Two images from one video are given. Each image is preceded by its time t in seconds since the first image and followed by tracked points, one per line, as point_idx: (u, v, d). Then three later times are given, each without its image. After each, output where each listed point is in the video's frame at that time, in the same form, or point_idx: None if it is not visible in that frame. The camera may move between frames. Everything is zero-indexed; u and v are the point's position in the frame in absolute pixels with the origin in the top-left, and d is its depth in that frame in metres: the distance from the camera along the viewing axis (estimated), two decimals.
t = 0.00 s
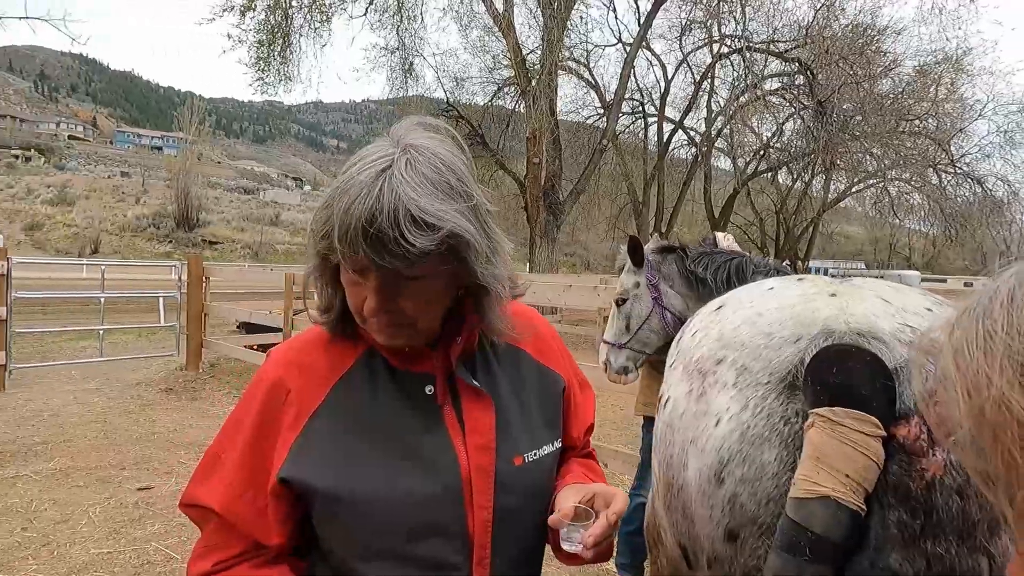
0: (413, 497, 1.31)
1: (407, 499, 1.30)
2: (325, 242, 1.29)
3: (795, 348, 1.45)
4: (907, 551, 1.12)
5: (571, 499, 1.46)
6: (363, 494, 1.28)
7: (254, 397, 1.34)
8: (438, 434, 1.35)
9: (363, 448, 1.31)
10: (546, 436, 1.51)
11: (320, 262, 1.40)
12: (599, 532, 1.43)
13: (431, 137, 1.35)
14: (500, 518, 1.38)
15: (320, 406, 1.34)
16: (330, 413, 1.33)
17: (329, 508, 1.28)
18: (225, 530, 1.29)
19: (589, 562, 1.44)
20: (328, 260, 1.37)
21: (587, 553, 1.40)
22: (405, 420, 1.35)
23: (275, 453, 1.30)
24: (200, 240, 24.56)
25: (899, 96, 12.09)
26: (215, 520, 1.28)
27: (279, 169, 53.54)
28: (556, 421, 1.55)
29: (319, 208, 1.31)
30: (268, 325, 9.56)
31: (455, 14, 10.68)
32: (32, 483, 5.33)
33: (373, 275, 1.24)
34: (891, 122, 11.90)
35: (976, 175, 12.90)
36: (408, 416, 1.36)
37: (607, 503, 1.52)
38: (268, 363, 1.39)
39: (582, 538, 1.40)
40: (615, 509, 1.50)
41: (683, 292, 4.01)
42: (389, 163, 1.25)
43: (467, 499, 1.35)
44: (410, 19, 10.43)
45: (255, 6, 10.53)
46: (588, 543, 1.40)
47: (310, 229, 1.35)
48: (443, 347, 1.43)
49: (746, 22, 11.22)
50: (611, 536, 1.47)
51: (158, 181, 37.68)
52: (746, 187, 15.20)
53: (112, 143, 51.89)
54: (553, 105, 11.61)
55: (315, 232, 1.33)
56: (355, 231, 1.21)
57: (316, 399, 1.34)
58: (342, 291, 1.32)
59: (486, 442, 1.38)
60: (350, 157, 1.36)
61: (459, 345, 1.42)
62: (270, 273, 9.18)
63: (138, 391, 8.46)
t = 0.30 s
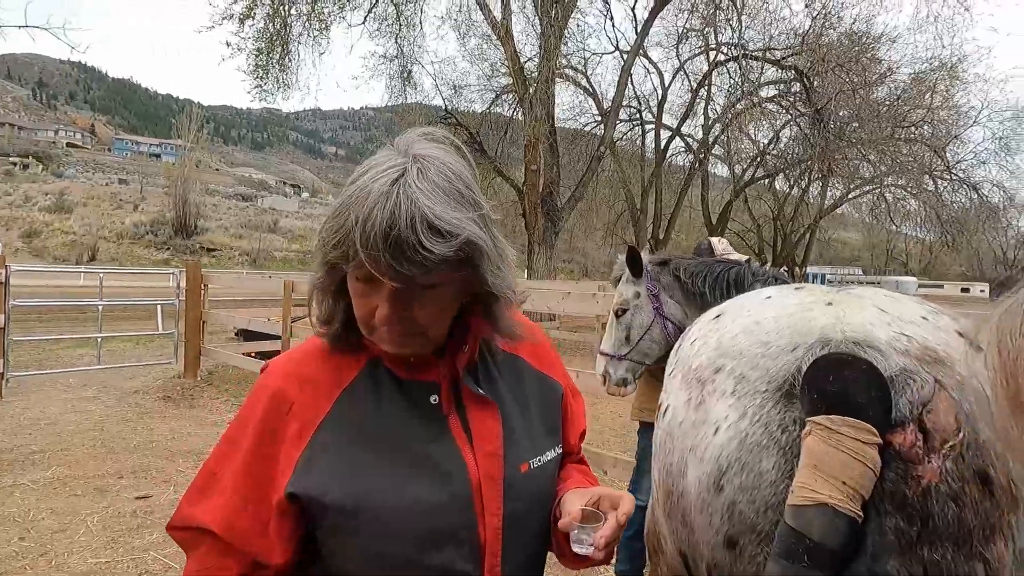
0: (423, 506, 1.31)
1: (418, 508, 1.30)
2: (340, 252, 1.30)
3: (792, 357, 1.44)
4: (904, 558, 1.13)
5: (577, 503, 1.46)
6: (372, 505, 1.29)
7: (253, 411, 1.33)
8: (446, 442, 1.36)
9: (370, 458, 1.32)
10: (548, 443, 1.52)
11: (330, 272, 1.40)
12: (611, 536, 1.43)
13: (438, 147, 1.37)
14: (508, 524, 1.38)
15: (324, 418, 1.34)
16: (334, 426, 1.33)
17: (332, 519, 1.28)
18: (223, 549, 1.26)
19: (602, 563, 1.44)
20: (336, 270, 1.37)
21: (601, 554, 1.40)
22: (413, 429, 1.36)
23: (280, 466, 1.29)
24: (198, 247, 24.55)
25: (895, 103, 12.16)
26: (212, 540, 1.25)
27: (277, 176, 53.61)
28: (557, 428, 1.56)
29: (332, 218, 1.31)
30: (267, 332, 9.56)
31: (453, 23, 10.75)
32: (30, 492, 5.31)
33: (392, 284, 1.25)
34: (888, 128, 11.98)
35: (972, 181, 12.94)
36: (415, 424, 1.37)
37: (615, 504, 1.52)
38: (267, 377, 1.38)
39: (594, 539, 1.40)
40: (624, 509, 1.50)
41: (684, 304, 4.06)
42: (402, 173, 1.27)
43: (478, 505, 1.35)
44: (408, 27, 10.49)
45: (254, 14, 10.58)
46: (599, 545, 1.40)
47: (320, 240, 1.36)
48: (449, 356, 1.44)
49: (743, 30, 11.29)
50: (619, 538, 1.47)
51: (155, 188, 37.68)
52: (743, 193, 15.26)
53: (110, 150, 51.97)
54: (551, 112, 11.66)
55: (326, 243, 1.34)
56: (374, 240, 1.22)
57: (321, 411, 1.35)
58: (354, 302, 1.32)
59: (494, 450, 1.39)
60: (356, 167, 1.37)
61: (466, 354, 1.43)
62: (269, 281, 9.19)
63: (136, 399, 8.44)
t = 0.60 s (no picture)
0: (366, 515, 1.30)
1: (357, 517, 1.29)
2: (323, 249, 1.26)
3: (701, 349, 1.52)
4: (804, 531, 1.22)
5: (517, 496, 1.49)
6: (313, 517, 1.26)
7: (164, 439, 1.25)
8: (382, 450, 1.36)
9: (295, 476, 1.28)
10: (478, 441, 1.55)
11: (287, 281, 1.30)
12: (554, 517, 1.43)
13: (356, 142, 1.46)
14: (452, 524, 1.40)
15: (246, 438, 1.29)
16: (258, 443, 1.29)
17: (257, 541, 1.23)
18: None
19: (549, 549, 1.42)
20: (289, 275, 1.31)
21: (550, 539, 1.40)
22: (350, 435, 1.35)
23: (204, 494, 1.23)
24: (122, 259, 23.17)
25: (813, 104, 12.89)
26: None
27: (207, 184, 51.31)
28: (484, 428, 1.60)
29: (302, 219, 1.26)
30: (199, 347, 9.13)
31: (387, 26, 10.61)
32: None
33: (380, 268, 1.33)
34: (808, 129, 12.68)
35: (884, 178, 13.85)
36: (347, 431, 1.35)
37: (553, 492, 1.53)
38: (175, 400, 1.30)
39: (541, 525, 1.39)
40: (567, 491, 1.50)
41: (616, 303, 4.16)
42: (356, 163, 1.35)
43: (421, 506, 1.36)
44: (340, 30, 10.27)
45: (175, 14, 10.09)
46: (548, 529, 1.40)
47: (283, 247, 1.27)
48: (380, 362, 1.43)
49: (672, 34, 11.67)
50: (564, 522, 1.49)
51: (71, 199, 35.28)
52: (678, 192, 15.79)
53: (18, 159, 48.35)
54: (489, 115, 11.68)
55: (293, 246, 1.27)
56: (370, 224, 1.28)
57: (245, 428, 1.30)
58: (334, 299, 1.30)
59: (431, 452, 1.41)
60: (293, 169, 1.33)
61: (403, 357, 1.46)
62: (200, 293, 8.77)
63: (53, 425, 7.87)
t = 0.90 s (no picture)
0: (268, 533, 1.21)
1: (255, 539, 1.20)
2: (251, 229, 1.18)
3: (597, 340, 1.69)
4: (693, 505, 1.38)
5: (423, 491, 1.51)
6: (211, 538, 1.17)
7: None
8: (278, 462, 1.29)
9: (178, 505, 1.16)
10: (373, 443, 1.54)
11: (205, 277, 1.15)
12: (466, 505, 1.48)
13: (196, 126, 1.33)
14: (362, 526, 1.39)
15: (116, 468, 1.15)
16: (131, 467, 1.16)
17: None
18: None
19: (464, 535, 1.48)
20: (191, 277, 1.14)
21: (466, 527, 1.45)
22: (239, 450, 1.26)
23: (60, 537, 1.08)
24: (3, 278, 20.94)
25: (717, 103, 13.63)
26: None
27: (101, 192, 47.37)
28: (374, 428, 1.59)
29: (221, 201, 1.14)
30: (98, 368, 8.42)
31: (295, 23, 10.21)
32: None
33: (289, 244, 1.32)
34: (713, 126, 13.40)
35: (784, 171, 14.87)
36: (237, 441, 1.27)
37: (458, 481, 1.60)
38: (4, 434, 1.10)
39: (457, 514, 1.43)
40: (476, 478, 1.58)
41: (534, 293, 4.22)
42: (234, 141, 1.27)
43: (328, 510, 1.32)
44: (243, 27, 9.78)
45: (53, 8, 9.21)
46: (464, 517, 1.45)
47: (203, 236, 1.12)
48: (265, 368, 1.37)
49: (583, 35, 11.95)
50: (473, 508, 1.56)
51: None
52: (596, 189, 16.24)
53: None
54: (406, 115, 11.50)
55: (213, 233, 1.14)
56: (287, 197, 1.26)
57: (112, 452, 1.15)
58: (266, 282, 1.24)
59: (332, 456, 1.38)
60: (170, 155, 1.16)
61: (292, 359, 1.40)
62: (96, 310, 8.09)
63: None
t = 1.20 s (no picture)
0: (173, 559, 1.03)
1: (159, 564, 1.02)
2: (152, 213, 0.98)
3: (521, 336, 1.88)
4: (612, 491, 1.61)
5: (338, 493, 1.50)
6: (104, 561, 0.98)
7: None
8: (182, 475, 1.11)
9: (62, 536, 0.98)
10: (272, 453, 1.41)
11: (86, 267, 0.94)
12: (381, 494, 1.54)
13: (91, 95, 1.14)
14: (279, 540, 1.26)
15: None
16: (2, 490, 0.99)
17: None
18: None
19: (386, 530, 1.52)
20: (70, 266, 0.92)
21: (387, 512, 1.51)
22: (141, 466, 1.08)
23: None
24: None
25: (657, 103, 13.97)
26: None
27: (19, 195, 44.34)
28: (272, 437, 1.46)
29: (114, 177, 0.95)
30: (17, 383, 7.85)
31: (227, 17, 9.80)
32: None
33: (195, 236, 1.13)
34: (654, 125, 13.75)
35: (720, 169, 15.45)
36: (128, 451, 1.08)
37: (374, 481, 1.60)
38: None
39: (378, 513, 1.47)
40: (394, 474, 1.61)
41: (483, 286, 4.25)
42: (137, 113, 1.08)
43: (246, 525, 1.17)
44: (171, 21, 9.33)
45: None
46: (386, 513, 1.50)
47: (86, 218, 0.92)
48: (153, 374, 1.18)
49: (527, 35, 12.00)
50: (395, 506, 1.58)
51: None
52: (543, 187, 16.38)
53: None
54: (348, 114, 11.23)
55: (103, 214, 0.93)
56: (196, 182, 1.07)
57: None
58: (164, 274, 1.04)
59: (243, 463, 1.22)
60: (51, 120, 0.96)
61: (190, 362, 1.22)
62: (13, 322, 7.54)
63: None
